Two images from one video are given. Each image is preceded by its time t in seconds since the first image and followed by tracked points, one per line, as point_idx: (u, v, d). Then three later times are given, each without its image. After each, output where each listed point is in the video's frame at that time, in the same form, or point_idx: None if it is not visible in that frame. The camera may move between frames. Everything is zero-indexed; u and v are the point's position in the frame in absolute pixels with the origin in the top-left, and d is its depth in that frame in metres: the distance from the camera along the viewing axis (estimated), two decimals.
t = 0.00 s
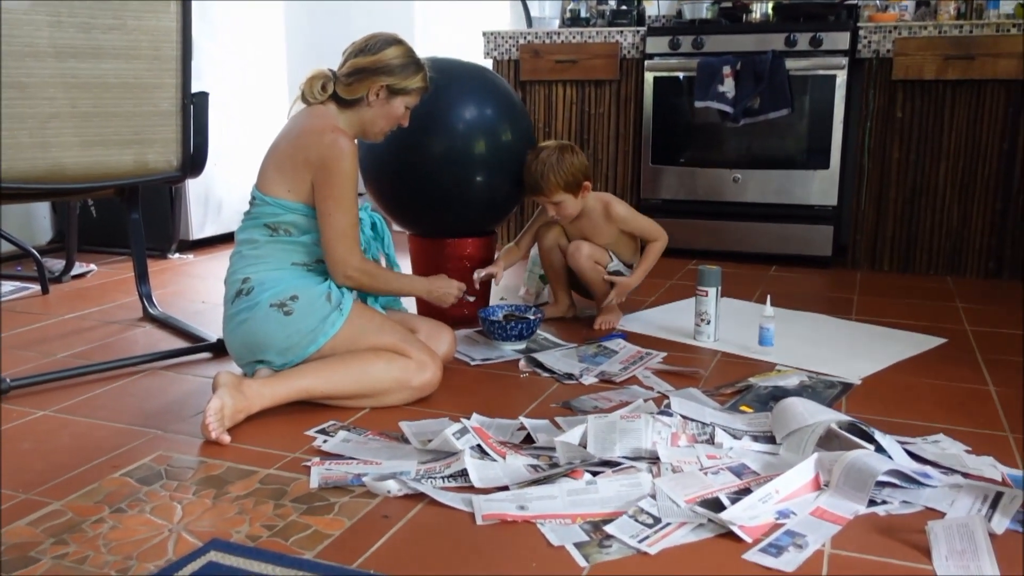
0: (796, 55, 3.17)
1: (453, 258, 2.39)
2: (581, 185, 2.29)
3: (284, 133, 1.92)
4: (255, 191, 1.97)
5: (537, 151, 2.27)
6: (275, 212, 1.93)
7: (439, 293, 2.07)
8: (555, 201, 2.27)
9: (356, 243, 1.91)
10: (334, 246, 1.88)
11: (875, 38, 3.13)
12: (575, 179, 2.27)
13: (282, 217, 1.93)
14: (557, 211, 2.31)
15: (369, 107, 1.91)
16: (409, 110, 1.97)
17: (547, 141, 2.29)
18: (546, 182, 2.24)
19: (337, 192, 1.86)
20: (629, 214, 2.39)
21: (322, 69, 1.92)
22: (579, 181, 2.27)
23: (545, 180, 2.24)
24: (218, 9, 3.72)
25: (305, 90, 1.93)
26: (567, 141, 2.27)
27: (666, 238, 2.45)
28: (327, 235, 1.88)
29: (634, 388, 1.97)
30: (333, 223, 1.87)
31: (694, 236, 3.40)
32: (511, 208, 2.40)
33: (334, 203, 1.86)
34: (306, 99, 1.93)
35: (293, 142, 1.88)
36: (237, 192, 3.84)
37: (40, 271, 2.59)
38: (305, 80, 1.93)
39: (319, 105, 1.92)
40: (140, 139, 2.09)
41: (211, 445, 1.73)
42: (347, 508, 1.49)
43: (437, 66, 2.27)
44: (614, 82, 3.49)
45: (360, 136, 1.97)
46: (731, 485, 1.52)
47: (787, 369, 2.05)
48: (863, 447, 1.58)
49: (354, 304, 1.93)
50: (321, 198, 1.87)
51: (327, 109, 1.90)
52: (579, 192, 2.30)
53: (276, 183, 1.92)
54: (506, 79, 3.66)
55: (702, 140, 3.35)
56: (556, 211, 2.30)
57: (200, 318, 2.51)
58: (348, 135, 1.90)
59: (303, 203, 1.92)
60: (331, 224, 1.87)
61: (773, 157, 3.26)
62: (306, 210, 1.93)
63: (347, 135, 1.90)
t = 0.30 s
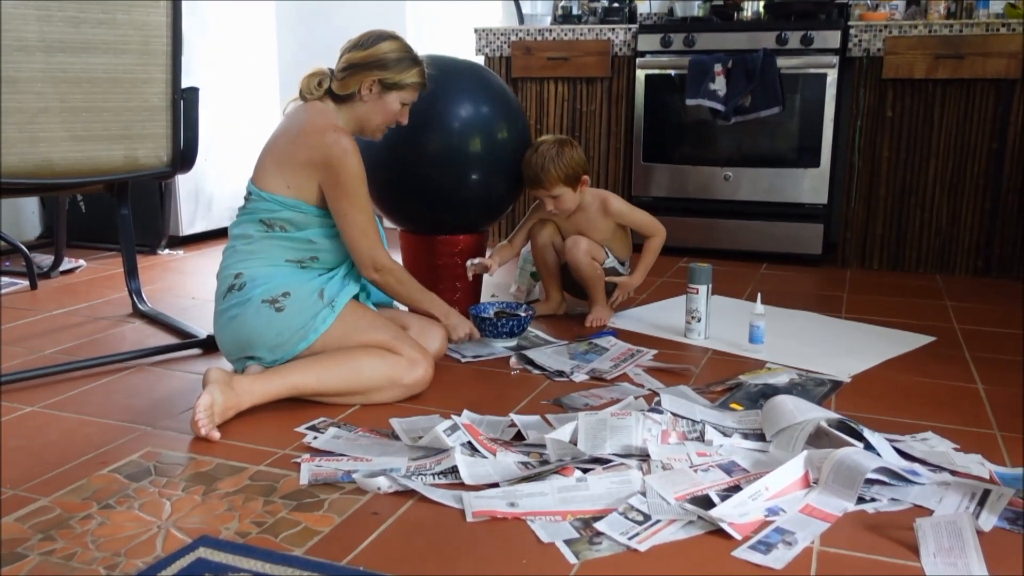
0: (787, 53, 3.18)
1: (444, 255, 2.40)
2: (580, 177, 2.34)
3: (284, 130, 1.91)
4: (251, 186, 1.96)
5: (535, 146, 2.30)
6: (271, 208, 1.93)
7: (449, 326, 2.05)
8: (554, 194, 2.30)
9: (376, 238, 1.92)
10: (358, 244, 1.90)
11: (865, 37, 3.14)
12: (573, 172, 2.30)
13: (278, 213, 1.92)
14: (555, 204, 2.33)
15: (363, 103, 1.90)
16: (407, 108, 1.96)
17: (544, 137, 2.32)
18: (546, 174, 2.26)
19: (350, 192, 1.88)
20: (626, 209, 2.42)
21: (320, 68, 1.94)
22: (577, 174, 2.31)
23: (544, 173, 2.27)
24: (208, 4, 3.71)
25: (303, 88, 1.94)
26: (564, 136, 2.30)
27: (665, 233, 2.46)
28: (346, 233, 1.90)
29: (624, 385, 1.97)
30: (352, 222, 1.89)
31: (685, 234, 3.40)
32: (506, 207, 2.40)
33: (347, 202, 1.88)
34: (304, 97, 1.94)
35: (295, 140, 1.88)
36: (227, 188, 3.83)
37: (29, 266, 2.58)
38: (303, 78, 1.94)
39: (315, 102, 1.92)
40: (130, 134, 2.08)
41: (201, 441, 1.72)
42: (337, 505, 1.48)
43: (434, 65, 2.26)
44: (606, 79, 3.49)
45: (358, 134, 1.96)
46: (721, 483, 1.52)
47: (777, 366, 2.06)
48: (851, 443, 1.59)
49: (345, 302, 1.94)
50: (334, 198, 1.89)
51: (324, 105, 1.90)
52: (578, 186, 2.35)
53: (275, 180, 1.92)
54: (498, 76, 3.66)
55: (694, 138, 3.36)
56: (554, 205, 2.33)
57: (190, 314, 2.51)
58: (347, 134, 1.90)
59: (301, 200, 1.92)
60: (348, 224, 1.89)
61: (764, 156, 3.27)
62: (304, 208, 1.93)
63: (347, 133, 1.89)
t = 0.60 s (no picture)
0: (780, 54, 3.19)
1: (437, 255, 2.40)
2: (576, 178, 2.35)
3: (288, 133, 1.90)
4: (251, 186, 1.95)
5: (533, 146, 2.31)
6: (272, 209, 1.92)
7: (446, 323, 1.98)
8: (551, 194, 2.31)
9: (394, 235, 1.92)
10: (376, 242, 1.90)
11: (857, 37, 3.15)
12: (571, 172, 2.31)
13: (279, 215, 1.92)
14: (552, 203, 2.34)
15: (368, 106, 1.89)
16: (411, 109, 1.95)
17: (541, 138, 2.34)
18: (543, 174, 2.28)
19: (363, 193, 1.87)
20: (625, 210, 2.43)
21: (322, 70, 1.93)
22: (574, 174, 2.32)
23: (541, 173, 2.28)
24: (201, 2, 3.70)
25: (305, 91, 1.93)
26: (561, 137, 2.32)
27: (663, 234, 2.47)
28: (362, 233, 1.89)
29: (617, 385, 1.97)
30: (369, 220, 1.88)
31: (678, 234, 3.41)
32: (499, 206, 2.40)
33: (358, 204, 1.87)
34: (306, 100, 1.93)
35: (302, 143, 1.87)
36: (220, 187, 3.83)
37: (21, 266, 2.58)
38: (305, 80, 1.93)
39: (319, 104, 1.91)
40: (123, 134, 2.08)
41: (194, 442, 1.72)
42: (330, 505, 1.48)
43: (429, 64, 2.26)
44: (600, 79, 3.50)
45: (362, 136, 1.96)
46: (714, 482, 1.52)
47: (770, 366, 2.07)
48: (843, 443, 1.60)
49: (340, 304, 1.94)
50: (346, 200, 1.88)
51: (329, 108, 1.90)
52: (574, 186, 2.37)
53: (278, 182, 1.91)
54: (491, 76, 3.66)
55: (687, 138, 3.36)
56: (551, 205, 2.34)
57: (183, 313, 2.50)
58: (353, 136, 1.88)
59: (303, 203, 1.92)
60: (364, 224, 1.89)
61: (757, 155, 3.27)
62: (306, 210, 1.93)
63: (353, 137, 1.89)
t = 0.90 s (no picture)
0: (776, 55, 3.19)
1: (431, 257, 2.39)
2: (577, 178, 2.36)
3: (298, 134, 1.90)
4: (256, 186, 1.95)
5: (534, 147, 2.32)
6: (278, 210, 1.92)
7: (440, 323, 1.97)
8: (551, 194, 2.32)
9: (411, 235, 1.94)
10: (397, 243, 1.91)
11: (853, 39, 3.15)
12: (571, 172, 2.32)
13: (285, 216, 1.92)
14: (552, 203, 2.35)
15: (377, 111, 1.92)
16: (417, 115, 1.98)
17: (539, 138, 2.35)
18: (545, 174, 2.29)
19: (380, 195, 1.88)
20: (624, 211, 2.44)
21: (329, 75, 1.94)
22: (573, 174, 2.33)
23: (541, 173, 2.29)
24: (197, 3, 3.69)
25: (311, 95, 1.94)
26: (560, 137, 2.33)
27: (661, 234, 2.48)
28: (384, 235, 1.91)
29: (614, 387, 1.97)
30: (386, 222, 1.90)
31: (675, 234, 3.41)
32: (496, 207, 2.40)
33: (375, 206, 1.89)
34: (313, 104, 1.94)
35: (314, 145, 1.88)
36: (216, 188, 3.82)
37: (17, 268, 2.57)
38: (313, 84, 1.94)
39: (327, 109, 1.93)
40: (119, 136, 2.08)
41: (190, 444, 1.72)
42: (326, 508, 1.48)
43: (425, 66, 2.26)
44: (596, 81, 3.50)
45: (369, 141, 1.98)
46: (710, 484, 1.53)
47: (766, 368, 2.07)
48: (840, 445, 1.60)
49: (338, 306, 1.94)
50: (363, 202, 1.89)
51: (337, 112, 1.91)
52: (575, 186, 2.37)
53: (287, 183, 1.91)
54: (488, 77, 3.65)
55: (685, 138, 3.36)
56: (551, 205, 2.35)
57: (179, 315, 2.50)
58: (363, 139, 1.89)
59: (310, 204, 1.92)
60: (384, 225, 1.90)
61: (753, 156, 3.27)
62: (313, 212, 1.93)
63: (363, 139, 1.90)
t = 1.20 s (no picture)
0: (775, 58, 3.19)
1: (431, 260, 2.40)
2: (575, 182, 2.37)
3: (299, 138, 1.91)
4: (257, 189, 1.94)
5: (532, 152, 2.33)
6: (277, 213, 1.91)
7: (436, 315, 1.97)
8: (550, 199, 2.33)
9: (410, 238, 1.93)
10: (395, 246, 1.91)
11: (852, 41, 3.16)
12: (569, 177, 2.33)
13: (285, 220, 1.91)
14: (550, 207, 2.36)
15: (377, 115, 1.92)
16: (415, 119, 1.99)
17: (537, 143, 2.35)
18: (543, 180, 2.30)
19: (379, 199, 1.88)
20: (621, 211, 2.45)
21: (328, 79, 1.94)
22: (572, 179, 2.34)
23: (540, 178, 2.30)
24: (196, 6, 3.69)
25: (310, 98, 1.93)
26: (558, 142, 2.34)
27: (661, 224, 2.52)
28: (385, 239, 1.91)
29: (614, 390, 1.97)
30: (385, 225, 1.89)
31: (674, 236, 3.42)
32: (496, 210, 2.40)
33: (375, 209, 1.89)
34: (312, 107, 1.93)
35: (315, 149, 1.88)
36: (216, 191, 3.82)
37: (16, 272, 2.57)
38: (310, 88, 1.94)
39: (326, 112, 1.92)
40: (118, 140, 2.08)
41: (190, 449, 1.71)
42: (327, 512, 1.48)
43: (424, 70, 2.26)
44: (595, 83, 3.50)
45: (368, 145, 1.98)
46: (711, 487, 1.52)
47: (766, 370, 2.07)
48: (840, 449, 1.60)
49: (338, 310, 1.94)
50: (362, 205, 1.89)
51: (337, 115, 1.91)
52: (573, 191, 2.38)
53: (287, 186, 1.91)
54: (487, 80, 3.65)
55: (684, 141, 3.36)
56: (551, 209, 2.36)
57: (179, 319, 2.50)
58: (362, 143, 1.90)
59: (310, 207, 1.92)
60: (383, 228, 1.90)
61: (752, 158, 3.27)
62: (312, 215, 1.93)
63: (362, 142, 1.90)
